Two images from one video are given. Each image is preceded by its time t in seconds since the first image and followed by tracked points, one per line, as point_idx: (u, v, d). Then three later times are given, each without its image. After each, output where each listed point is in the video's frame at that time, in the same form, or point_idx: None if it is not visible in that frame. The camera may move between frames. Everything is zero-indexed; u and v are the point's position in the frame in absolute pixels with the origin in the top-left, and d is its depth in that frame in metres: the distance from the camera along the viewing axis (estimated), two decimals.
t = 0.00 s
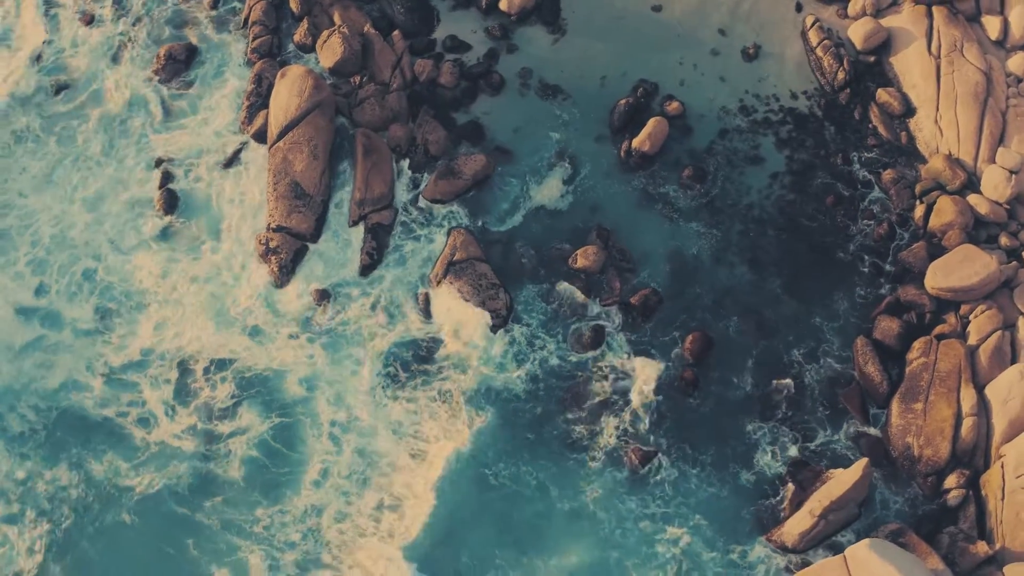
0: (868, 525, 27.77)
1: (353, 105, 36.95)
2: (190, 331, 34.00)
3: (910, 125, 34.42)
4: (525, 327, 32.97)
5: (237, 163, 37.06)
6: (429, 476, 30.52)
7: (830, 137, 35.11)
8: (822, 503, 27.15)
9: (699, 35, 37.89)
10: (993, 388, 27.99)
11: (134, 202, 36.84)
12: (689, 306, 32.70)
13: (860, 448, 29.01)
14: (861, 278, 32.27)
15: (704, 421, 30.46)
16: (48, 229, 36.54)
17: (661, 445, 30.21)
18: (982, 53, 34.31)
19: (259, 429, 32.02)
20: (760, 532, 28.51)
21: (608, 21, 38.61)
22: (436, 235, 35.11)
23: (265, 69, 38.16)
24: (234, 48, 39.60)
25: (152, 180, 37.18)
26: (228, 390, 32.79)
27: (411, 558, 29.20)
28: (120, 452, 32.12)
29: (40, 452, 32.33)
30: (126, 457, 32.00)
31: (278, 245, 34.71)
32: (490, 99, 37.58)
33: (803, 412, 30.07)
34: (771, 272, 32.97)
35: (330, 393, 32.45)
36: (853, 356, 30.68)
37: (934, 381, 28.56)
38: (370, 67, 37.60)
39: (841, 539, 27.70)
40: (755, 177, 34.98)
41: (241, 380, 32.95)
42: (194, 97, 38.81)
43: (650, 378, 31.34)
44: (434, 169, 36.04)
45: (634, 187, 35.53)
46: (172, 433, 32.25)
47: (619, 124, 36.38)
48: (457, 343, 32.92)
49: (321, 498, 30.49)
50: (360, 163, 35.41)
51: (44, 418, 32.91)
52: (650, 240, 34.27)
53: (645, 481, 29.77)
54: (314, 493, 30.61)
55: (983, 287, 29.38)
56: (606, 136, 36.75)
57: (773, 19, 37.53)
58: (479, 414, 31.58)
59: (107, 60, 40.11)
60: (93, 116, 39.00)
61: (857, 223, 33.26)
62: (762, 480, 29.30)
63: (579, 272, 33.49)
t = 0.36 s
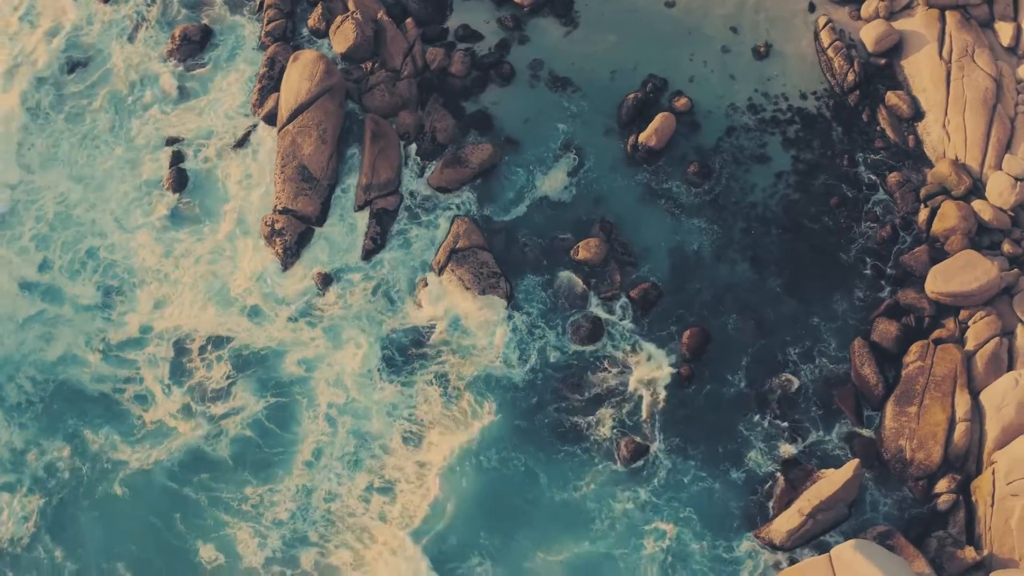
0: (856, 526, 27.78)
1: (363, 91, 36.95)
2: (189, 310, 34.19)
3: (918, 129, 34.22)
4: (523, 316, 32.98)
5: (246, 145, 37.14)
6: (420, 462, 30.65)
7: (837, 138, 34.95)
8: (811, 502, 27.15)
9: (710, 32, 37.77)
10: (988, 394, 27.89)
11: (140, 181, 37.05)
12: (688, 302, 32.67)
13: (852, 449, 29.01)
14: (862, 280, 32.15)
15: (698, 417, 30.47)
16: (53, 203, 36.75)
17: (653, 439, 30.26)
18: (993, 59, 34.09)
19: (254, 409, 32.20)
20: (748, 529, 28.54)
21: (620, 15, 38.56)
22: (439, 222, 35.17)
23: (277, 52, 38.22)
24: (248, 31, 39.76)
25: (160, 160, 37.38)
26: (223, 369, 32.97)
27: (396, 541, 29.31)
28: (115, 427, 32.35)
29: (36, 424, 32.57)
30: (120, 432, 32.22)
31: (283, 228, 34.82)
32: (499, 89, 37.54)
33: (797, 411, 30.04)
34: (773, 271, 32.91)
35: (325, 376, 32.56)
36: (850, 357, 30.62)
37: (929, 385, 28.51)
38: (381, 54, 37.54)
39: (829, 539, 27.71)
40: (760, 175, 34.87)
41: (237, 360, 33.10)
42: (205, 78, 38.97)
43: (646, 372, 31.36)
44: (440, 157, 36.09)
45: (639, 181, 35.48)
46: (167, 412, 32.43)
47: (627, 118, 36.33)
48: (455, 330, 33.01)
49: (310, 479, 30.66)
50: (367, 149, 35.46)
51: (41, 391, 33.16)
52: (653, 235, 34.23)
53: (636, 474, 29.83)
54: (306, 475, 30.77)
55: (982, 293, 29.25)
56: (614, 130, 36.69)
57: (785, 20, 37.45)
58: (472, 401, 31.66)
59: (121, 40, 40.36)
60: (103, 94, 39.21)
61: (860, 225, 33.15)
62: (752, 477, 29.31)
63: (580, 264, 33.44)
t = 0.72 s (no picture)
0: (846, 526, 27.77)
1: (372, 79, 36.97)
2: (189, 291, 34.35)
3: (924, 133, 34.08)
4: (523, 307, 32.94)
5: (255, 130, 37.25)
6: (413, 448, 30.78)
7: (843, 139, 34.85)
8: (801, 501, 27.20)
9: (720, 30, 37.69)
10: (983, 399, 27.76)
11: (146, 162, 37.24)
12: (687, 298, 32.66)
13: (845, 449, 28.96)
14: (863, 282, 32.06)
15: (692, 413, 30.48)
16: (58, 181, 36.92)
17: (647, 434, 30.29)
18: (1002, 65, 33.87)
19: (249, 390, 32.32)
20: (738, 525, 28.58)
21: (631, 11, 38.54)
22: (442, 210, 35.22)
23: (289, 38, 38.34)
24: (261, 17, 39.90)
25: (168, 143, 37.57)
26: (219, 349, 33.13)
27: (385, 524, 29.48)
28: (112, 405, 32.53)
29: (33, 399, 32.77)
30: (116, 409, 32.43)
31: (288, 212, 34.90)
32: (508, 81, 37.51)
33: (792, 410, 30.05)
34: (774, 270, 32.85)
35: (323, 360, 32.68)
36: (846, 358, 30.59)
37: (924, 388, 28.45)
38: (392, 43, 37.45)
39: (818, 538, 27.73)
40: (765, 174, 34.78)
41: (236, 342, 33.24)
42: (216, 62, 39.13)
43: (642, 366, 31.34)
44: (447, 146, 36.12)
45: (643, 176, 35.42)
46: (162, 392, 32.60)
47: (634, 113, 36.29)
48: (454, 318, 33.07)
49: (302, 461, 30.81)
50: (374, 137, 35.69)
51: (39, 366, 33.35)
52: (655, 230, 34.18)
53: (629, 468, 29.89)
54: (299, 458, 30.89)
55: (981, 299, 29.12)
56: (620, 124, 36.64)
57: (796, 20, 37.35)
58: (467, 389, 31.78)
59: (134, 22, 40.60)
60: (114, 75, 39.43)
61: (863, 227, 33.06)
62: (744, 475, 29.33)
63: (581, 257, 33.44)
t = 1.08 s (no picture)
0: (835, 526, 27.80)
1: (383, 66, 37.03)
2: (189, 269, 34.55)
3: (932, 138, 33.94)
4: (522, 296, 32.99)
5: (265, 114, 37.33)
6: (406, 433, 30.89)
7: (850, 141, 34.74)
8: (789, 499, 27.26)
9: (732, 27, 37.53)
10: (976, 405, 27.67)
11: (155, 140, 37.44)
12: (687, 294, 32.65)
13: (837, 450, 28.96)
14: (863, 285, 31.97)
15: (687, 408, 30.50)
16: (65, 155, 37.15)
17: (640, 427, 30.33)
18: (1013, 72, 33.55)
19: (244, 369, 32.48)
20: (727, 521, 28.66)
21: (643, 6, 38.44)
22: (446, 198, 35.26)
23: (303, 23, 38.34)
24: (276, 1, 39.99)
25: (177, 122, 37.74)
26: (216, 327, 33.32)
27: (374, 504, 29.72)
28: (109, 379, 32.78)
29: (31, 369, 33.00)
30: (113, 383, 32.67)
31: (294, 194, 35.04)
32: (518, 72, 37.47)
33: (786, 410, 30.04)
34: (774, 269, 32.80)
35: (320, 342, 32.83)
36: (842, 359, 30.54)
37: (918, 392, 28.41)
38: (404, 30, 37.44)
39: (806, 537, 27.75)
40: (770, 173, 34.69)
41: (232, 321, 33.39)
42: (228, 43, 39.24)
43: (637, 360, 31.40)
44: (454, 135, 36.14)
45: (648, 171, 35.37)
46: (158, 369, 32.81)
47: (642, 108, 36.22)
48: (453, 305, 33.16)
49: (293, 440, 31.01)
50: (382, 124, 35.57)
51: (39, 338, 33.60)
52: (658, 225, 34.16)
53: (620, 460, 29.96)
54: (291, 438, 31.06)
55: (980, 305, 29.00)
56: (627, 119, 36.56)
57: (809, 21, 37.16)
58: (462, 376, 31.89)
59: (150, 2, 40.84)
60: (127, 54, 39.69)
61: (866, 229, 32.91)
62: (735, 471, 29.39)
63: (583, 249, 33.46)
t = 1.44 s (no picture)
0: (823, 526, 27.84)
1: (395, 53, 37.00)
2: (190, 248, 34.75)
3: (939, 143, 33.75)
4: (522, 286, 33.03)
5: (276, 97, 37.44)
6: (399, 416, 31.05)
7: (857, 143, 34.58)
8: (779, 497, 27.27)
9: (744, 26, 37.40)
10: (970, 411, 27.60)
11: (163, 119, 37.63)
12: (687, 290, 32.63)
13: (830, 451, 28.95)
14: (864, 288, 31.88)
15: (681, 404, 30.51)
16: (74, 130, 37.41)
17: (633, 420, 30.39)
18: None
19: (242, 349, 32.65)
20: (717, 517, 28.71)
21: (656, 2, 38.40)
22: (451, 185, 35.28)
23: (318, 8, 38.54)
24: None
25: (187, 102, 37.93)
26: (215, 304, 33.51)
27: (364, 483, 29.93)
28: (106, 352, 33.00)
29: (31, 340, 33.27)
30: (112, 357, 32.89)
31: (301, 176, 35.16)
32: (529, 63, 37.45)
33: (781, 409, 30.06)
34: (775, 269, 32.75)
35: (318, 324, 32.99)
36: (839, 361, 30.51)
37: (913, 396, 28.37)
38: (417, 18, 37.43)
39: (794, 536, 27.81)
40: (776, 173, 34.58)
41: (230, 300, 33.58)
42: (241, 26, 39.39)
43: (632, 353, 31.48)
44: (462, 123, 36.13)
45: (653, 166, 35.32)
46: (154, 345, 33.01)
47: (650, 103, 36.14)
48: (453, 291, 33.25)
49: (287, 419, 31.22)
50: (391, 110, 35.66)
51: (39, 309, 33.84)
52: (661, 220, 34.12)
53: (612, 452, 30.06)
54: (285, 418, 31.23)
55: (979, 312, 28.85)
56: (636, 113, 36.49)
57: (821, 22, 37.02)
58: (459, 363, 32.02)
59: None
60: (140, 34, 39.96)
61: (869, 231, 32.77)
62: (728, 468, 29.43)
63: (585, 241, 33.47)
